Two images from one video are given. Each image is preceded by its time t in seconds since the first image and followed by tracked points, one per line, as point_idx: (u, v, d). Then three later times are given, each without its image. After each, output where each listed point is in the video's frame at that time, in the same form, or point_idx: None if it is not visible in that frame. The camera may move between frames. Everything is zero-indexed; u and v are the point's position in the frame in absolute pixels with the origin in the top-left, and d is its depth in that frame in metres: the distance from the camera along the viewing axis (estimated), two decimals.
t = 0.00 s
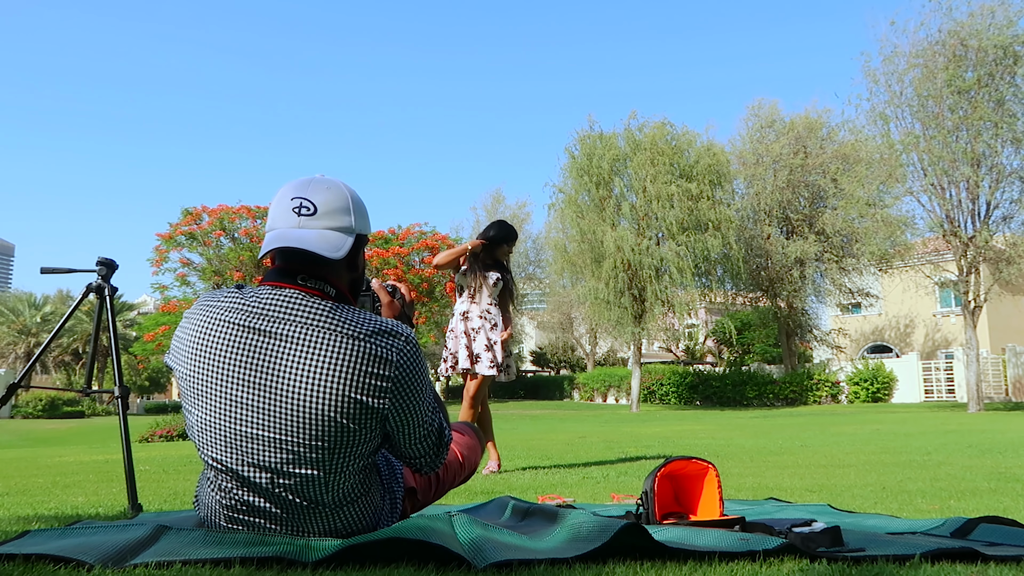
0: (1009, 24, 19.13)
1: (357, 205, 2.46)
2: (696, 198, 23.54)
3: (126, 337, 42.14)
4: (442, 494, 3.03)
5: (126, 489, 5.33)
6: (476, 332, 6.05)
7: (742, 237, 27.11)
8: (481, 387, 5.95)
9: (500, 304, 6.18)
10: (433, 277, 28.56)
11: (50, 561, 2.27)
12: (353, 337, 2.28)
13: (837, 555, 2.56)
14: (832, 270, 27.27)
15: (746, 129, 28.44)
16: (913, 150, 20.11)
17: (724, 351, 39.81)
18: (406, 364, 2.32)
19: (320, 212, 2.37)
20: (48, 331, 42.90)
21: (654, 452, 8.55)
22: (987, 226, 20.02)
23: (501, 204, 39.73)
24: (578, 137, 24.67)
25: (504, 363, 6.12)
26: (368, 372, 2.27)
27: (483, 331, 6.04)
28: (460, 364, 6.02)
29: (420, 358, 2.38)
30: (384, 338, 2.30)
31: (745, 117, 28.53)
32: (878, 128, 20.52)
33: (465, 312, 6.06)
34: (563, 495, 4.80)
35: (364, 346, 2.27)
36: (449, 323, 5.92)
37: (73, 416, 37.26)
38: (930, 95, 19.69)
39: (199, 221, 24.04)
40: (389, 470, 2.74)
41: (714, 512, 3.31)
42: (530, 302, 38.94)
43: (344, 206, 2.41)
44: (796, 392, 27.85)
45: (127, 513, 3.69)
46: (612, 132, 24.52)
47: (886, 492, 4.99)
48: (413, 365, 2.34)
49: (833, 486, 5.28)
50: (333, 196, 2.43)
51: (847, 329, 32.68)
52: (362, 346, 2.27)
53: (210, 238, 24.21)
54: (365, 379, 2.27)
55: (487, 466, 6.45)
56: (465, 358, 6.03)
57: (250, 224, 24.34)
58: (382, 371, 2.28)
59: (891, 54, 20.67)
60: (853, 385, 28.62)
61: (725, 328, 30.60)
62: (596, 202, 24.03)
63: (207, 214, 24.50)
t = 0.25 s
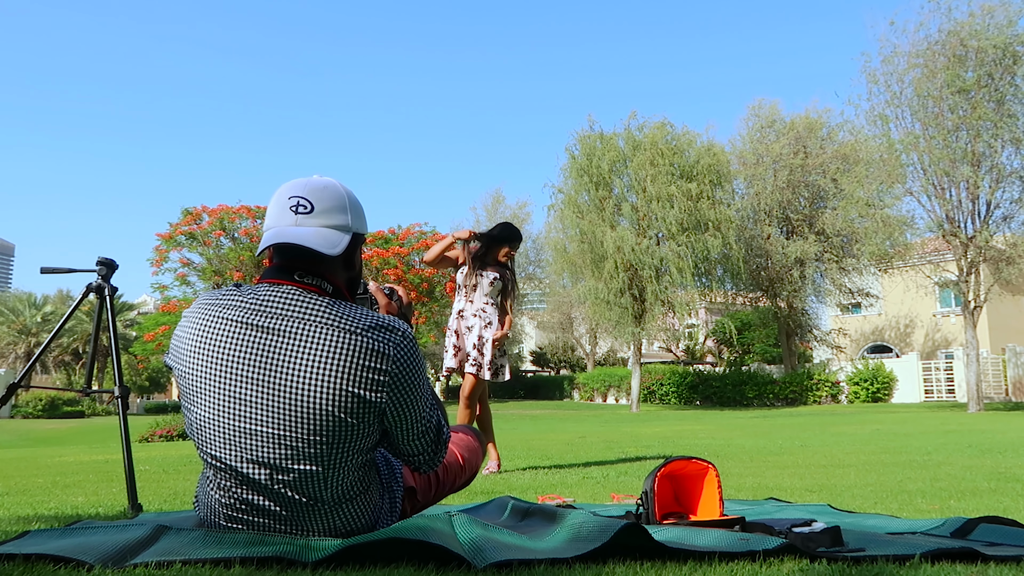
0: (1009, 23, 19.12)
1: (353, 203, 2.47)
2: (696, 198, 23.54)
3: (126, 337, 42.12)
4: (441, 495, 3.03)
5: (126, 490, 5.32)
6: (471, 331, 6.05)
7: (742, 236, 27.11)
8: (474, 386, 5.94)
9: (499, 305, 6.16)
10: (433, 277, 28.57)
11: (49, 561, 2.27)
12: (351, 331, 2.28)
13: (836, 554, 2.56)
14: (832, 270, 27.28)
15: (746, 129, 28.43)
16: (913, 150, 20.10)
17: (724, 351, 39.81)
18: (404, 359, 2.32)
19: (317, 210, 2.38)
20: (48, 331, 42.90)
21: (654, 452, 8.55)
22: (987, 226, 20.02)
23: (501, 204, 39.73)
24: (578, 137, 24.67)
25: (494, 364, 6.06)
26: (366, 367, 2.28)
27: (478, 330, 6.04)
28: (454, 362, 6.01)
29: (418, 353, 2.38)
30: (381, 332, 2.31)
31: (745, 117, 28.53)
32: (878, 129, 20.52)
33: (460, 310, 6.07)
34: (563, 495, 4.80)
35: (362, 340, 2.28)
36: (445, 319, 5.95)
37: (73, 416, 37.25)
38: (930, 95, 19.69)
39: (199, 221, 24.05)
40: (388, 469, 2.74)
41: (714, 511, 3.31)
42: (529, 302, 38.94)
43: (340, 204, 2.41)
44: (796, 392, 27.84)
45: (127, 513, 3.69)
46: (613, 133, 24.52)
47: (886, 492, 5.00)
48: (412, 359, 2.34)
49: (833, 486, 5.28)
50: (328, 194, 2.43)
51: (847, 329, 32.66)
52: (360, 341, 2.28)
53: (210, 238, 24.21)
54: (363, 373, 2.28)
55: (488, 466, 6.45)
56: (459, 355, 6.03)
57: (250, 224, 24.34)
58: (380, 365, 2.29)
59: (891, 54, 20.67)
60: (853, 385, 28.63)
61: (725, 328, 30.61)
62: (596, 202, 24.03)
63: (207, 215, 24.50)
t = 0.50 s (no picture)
0: (1010, 23, 19.12)
1: (353, 205, 2.46)
2: (696, 198, 23.54)
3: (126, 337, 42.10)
4: (441, 496, 3.03)
5: (126, 490, 5.32)
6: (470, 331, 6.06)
7: (742, 236, 27.10)
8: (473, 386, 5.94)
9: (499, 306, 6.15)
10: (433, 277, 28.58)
11: (50, 561, 2.27)
12: (351, 336, 2.28)
13: (836, 555, 2.56)
14: (832, 270, 27.28)
15: (746, 129, 28.44)
16: (913, 150, 20.09)
17: (724, 351, 39.83)
18: (402, 365, 2.31)
19: (316, 212, 2.38)
20: (48, 331, 42.89)
21: (654, 453, 8.55)
22: (987, 226, 20.02)
23: (501, 204, 39.73)
24: (578, 137, 24.66)
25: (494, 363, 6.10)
26: (366, 372, 2.27)
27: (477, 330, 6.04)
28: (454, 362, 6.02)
29: (418, 357, 2.37)
30: (380, 337, 2.30)
31: (745, 117, 28.53)
32: (878, 129, 20.53)
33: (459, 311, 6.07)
34: (563, 495, 4.80)
35: (362, 345, 2.27)
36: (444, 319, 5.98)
37: (73, 416, 37.24)
38: (930, 95, 19.70)
39: (199, 221, 24.05)
40: (388, 470, 2.74)
41: (714, 511, 3.31)
42: (529, 302, 38.94)
43: (340, 207, 2.41)
44: (796, 392, 27.84)
45: (127, 513, 3.69)
46: (613, 133, 24.52)
47: (886, 492, 5.00)
48: (411, 363, 2.33)
49: (832, 486, 5.28)
50: (328, 197, 2.43)
51: (847, 330, 32.65)
52: (359, 346, 2.27)
53: (210, 238, 24.22)
54: (362, 380, 2.27)
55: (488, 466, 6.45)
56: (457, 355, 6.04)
57: (250, 224, 24.33)
58: (379, 371, 2.28)
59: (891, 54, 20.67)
60: (853, 385, 28.63)
61: (725, 328, 30.61)
62: (596, 202, 24.02)
63: (207, 214, 24.50)
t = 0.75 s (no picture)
0: (1009, 23, 19.13)
1: (358, 209, 2.46)
2: (696, 198, 23.55)
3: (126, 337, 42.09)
4: (442, 496, 3.03)
5: (126, 490, 5.32)
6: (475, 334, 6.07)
7: (742, 236, 27.09)
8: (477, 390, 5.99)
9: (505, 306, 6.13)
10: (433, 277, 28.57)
11: (50, 561, 2.27)
12: (351, 344, 2.27)
13: (836, 554, 2.57)
14: (832, 270, 27.29)
15: (746, 129, 28.44)
16: (913, 150, 20.09)
17: (723, 351, 39.82)
18: (403, 374, 2.30)
19: (319, 217, 2.38)
20: (48, 331, 42.85)
21: (654, 453, 8.55)
22: (987, 226, 20.01)
23: (501, 204, 39.73)
24: (578, 137, 24.66)
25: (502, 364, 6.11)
26: (365, 381, 2.27)
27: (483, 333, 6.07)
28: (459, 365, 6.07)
29: (418, 365, 2.36)
30: (380, 346, 2.29)
31: (745, 117, 28.53)
32: (878, 129, 20.54)
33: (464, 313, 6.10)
34: (563, 495, 4.80)
35: (362, 354, 2.27)
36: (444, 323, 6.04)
37: (72, 416, 37.21)
38: (930, 95, 19.70)
39: (199, 221, 24.05)
40: (388, 473, 2.74)
41: (714, 512, 3.31)
42: (529, 302, 38.93)
43: (343, 211, 2.41)
44: (796, 392, 27.84)
45: (127, 513, 3.69)
46: (613, 133, 24.52)
47: (885, 492, 5.00)
48: (412, 372, 2.32)
49: (832, 487, 5.28)
50: (330, 201, 2.43)
51: (847, 330, 32.63)
52: (359, 355, 2.26)
53: (210, 238, 24.22)
54: (361, 389, 2.27)
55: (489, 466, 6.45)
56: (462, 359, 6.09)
57: (250, 224, 24.32)
58: (379, 380, 2.27)
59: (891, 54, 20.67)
60: (853, 385, 28.63)
61: (725, 328, 30.62)
62: (596, 202, 24.01)
63: (207, 214, 24.50)
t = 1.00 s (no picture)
0: (1009, 23, 19.14)
1: (357, 208, 2.46)
2: (696, 198, 23.57)
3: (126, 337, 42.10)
4: (442, 496, 3.03)
5: (126, 490, 5.32)
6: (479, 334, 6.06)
7: (742, 236, 27.07)
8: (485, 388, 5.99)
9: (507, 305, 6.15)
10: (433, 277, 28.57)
11: (50, 561, 2.27)
12: (351, 344, 2.27)
13: (836, 554, 2.56)
14: (832, 270, 27.30)
15: (746, 129, 28.45)
16: (913, 150, 20.09)
17: (723, 351, 39.81)
18: (404, 373, 2.30)
19: (317, 218, 2.38)
20: (48, 331, 42.86)
21: (654, 452, 8.55)
22: (987, 226, 20.01)
23: (501, 204, 39.73)
24: (578, 137, 24.66)
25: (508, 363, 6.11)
26: (366, 381, 2.27)
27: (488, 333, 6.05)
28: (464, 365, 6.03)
29: (418, 364, 2.36)
30: (380, 346, 2.29)
31: (746, 117, 28.53)
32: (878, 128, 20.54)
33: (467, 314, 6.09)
34: (563, 496, 4.80)
35: (362, 354, 2.27)
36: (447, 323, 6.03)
37: (72, 416, 37.22)
38: (930, 95, 19.71)
39: (199, 221, 24.06)
40: (389, 473, 2.73)
41: (714, 512, 3.31)
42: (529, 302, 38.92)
43: (342, 210, 2.40)
44: (796, 392, 27.84)
45: (127, 513, 3.69)
46: (613, 133, 24.53)
47: (885, 492, 4.99)
48: (412, 372, 2.31)
49: (832, 487, 5.28)
50: (329, 200, 2.43)
51: (847, 330, 32.63)
52: (359, 355, 2.27)
53: (210, 238, 24.22)
54: (362, 389, 2.27)
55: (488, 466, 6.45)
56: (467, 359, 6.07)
57: (250, 224, 24.32)
58: (380, 380, 2.27)
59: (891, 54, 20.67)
60: (853, 385, 28.62)
61: (725, 328, 30.62)
62: (596, 202, 24.02)
63: (207, 214, 24.50)
